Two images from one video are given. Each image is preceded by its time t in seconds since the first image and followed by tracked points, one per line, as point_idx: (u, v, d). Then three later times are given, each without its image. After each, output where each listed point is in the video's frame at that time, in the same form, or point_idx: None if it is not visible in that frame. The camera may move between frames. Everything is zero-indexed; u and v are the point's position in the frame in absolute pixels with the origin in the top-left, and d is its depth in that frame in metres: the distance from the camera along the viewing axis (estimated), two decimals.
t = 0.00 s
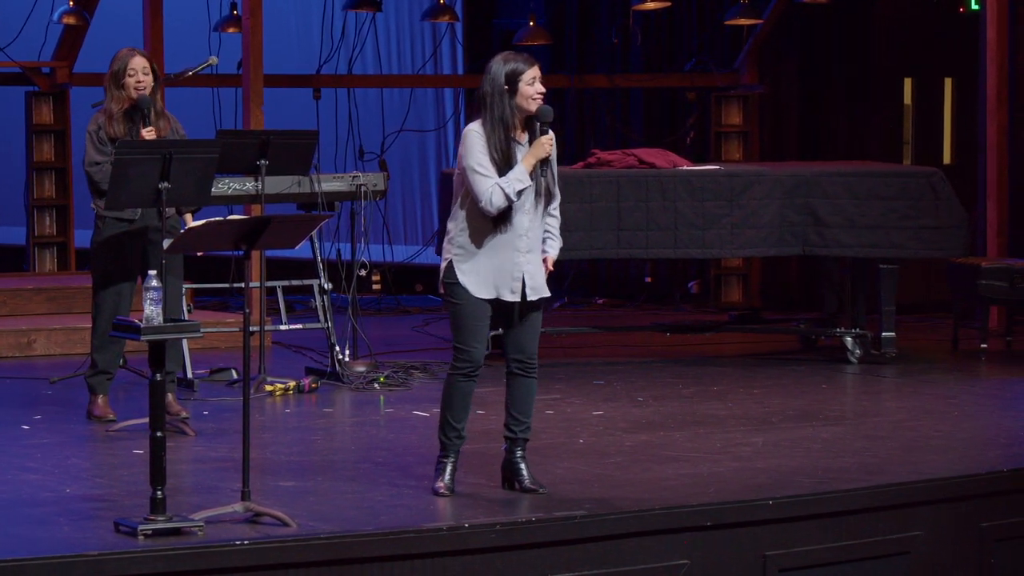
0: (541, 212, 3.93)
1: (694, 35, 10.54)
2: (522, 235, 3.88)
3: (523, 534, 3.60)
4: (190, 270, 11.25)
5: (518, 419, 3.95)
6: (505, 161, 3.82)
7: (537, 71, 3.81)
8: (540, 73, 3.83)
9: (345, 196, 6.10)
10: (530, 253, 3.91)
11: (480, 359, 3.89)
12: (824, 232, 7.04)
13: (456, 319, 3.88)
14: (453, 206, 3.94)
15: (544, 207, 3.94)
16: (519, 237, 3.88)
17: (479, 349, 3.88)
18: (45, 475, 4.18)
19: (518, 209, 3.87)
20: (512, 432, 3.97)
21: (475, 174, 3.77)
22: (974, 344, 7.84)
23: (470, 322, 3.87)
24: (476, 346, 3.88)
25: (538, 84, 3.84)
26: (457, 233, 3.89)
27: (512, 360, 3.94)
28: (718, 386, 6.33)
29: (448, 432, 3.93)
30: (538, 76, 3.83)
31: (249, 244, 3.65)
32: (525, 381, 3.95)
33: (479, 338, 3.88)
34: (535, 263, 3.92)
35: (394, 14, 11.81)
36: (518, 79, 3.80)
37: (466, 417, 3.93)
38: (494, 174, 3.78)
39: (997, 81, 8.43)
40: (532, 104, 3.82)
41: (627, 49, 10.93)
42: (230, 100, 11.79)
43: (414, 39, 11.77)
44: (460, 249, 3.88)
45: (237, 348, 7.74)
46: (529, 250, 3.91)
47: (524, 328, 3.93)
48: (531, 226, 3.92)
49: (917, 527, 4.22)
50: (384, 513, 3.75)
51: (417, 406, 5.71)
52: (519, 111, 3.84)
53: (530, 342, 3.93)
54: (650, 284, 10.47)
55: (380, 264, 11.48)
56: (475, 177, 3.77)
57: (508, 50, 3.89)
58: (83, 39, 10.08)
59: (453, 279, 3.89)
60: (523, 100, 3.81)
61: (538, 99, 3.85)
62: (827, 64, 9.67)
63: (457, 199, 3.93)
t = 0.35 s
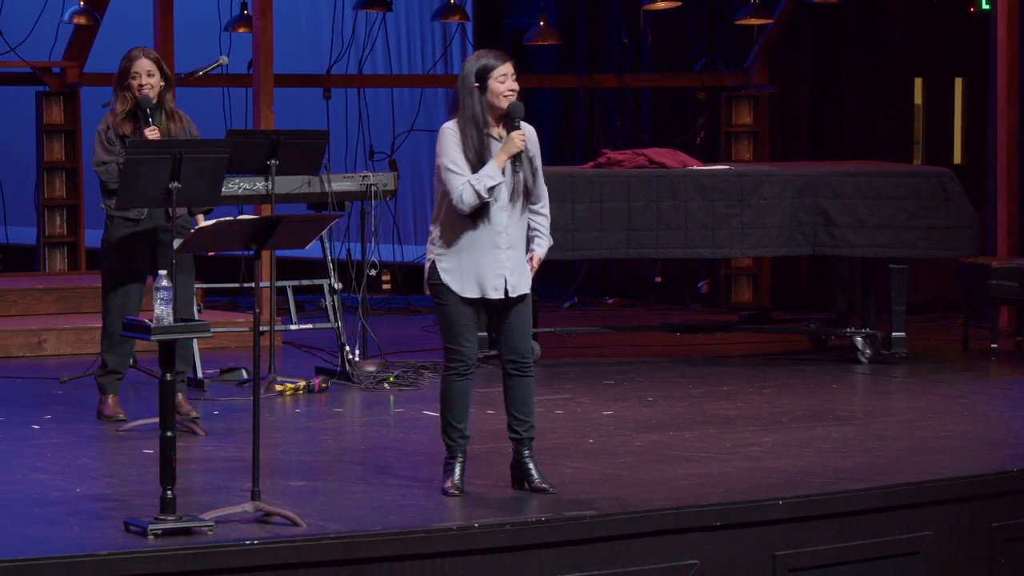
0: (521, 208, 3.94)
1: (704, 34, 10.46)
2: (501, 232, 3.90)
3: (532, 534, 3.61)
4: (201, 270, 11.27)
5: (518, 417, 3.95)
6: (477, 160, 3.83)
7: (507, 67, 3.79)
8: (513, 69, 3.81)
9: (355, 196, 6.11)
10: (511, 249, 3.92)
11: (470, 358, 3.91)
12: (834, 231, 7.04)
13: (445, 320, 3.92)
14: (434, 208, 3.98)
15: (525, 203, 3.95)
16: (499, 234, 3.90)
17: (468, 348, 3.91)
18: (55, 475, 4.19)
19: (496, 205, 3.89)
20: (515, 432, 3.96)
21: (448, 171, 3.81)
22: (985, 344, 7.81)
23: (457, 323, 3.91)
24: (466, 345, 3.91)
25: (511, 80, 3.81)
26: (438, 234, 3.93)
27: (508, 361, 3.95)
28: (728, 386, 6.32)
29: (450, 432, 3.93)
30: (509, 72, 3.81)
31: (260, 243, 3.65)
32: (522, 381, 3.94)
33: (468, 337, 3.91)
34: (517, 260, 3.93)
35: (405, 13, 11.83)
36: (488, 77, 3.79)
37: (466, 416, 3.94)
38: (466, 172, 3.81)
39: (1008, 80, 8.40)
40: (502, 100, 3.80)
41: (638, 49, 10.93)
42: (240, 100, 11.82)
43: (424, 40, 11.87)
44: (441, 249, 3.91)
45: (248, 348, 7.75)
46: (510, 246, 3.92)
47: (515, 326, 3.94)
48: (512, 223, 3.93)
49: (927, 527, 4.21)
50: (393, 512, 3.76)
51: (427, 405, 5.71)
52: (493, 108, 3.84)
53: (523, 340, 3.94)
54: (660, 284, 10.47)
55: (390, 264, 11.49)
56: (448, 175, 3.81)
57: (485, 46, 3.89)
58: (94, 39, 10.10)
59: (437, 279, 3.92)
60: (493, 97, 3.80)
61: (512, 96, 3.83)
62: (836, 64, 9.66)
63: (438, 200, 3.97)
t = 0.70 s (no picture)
0: (508, 207, 3.94)
1: (716, 36, 10.50)
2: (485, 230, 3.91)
3: (544, 534, 3.61)
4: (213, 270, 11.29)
5: (515, 418, 4.01)
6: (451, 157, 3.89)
7: (479, 64, 3.84)
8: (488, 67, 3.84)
9: (368, 195, 6.12)
10: (498, 248, 3.92)
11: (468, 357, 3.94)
12: (846, 231, 7.02)
13: (443, 320, 3.96)
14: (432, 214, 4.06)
15: (515, 202, 3.94)
16: (483, 233, 3.92)
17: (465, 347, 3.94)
18: (68, 475, 4.20)
19: (479, 205, 3.91)
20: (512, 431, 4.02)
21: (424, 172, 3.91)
22: (998, 344, 7.79)
23: (452, 321, 3.95)
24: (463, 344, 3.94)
25: (486, 78, 3.85)
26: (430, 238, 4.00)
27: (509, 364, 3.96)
28: (741, 386, 6.31)
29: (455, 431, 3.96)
30: (484, 69, 3.84)
31: (272, 243, 3.66)
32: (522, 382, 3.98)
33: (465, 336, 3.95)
34: (504, 257, 3.92)
35: (416, 13, 11.83)
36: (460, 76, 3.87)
37: (472, 416, 3.96)
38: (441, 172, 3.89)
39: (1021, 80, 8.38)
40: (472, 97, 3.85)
41: (649, 49, 10.93)
42: (252, 100, 11.85)
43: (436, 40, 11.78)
44: (432, 252, 3.98)
45: (260, 348, 7.77)
46: (497, 245, 3.92)
47: (513, 326, 3.95)
48: (500, 222, 3.94)
49: (940, 527, 4.20)
50: (406, 512, 3.76)
51: (440, 405, 5.71)
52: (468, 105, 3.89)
53: (523, 341, 3.95)
54: (672, 284, 10.46)
55: (402, 264, 11.50)
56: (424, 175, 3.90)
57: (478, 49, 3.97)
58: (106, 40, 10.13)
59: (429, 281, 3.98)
60: (465, 93, 3.86)
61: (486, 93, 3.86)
62: (848, 64, 9.64)
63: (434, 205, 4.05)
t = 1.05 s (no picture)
0: (532, 208, 3.95)
1: (752, 35, 10.47)
2: (510, 232, 3.96)
3: (580, 534, 3.62)
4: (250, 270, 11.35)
5: (544, 418, 4.05)
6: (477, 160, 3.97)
7: (498, 64, 3.90)
8: (507, 67, 3.89)
9: (404, 195, 6.15)
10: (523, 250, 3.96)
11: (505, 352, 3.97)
12: (883, 230, 6.98)
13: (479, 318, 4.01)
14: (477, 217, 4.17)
15: (541, 203, 3.95)
16: (509, 236, 3.97)
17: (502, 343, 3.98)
18: (106, 474, 4.24)
19: (504, 207, 3.96)
20: (539, 432, 4.06)
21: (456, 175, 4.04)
22: None
23: (487, 318, 4.00)
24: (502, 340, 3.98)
25: (505, 78, 3.90)
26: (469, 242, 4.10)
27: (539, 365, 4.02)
28: (777, 386, 6.29)
29: (490, 426, 3.97)
30: (502, 70, 3.90)
31: (309, 242, 3.68)
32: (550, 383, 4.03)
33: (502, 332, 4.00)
34: (530, 259, 3.96)
35: (453, 13, 11.86)
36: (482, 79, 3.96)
37: (506, 412, 3.97)
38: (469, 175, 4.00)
39: None
40: (490, 97, 3.92)
41: (685, 49, 10.90)
42: (289, 100, 11.91)
43: (472, 39, 11.82)
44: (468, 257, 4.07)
45: (296, 347, 7.81)
46: (522, 247, 3.96)
47: (547, 324, 4.02)
48: (527, 224, 3.97)
49: (978, 528, 4.17)
50: (442, 512, 3.77)
51: (475, 405, 5.72)
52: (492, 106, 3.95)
53: (555, 339, 4.02)
54: (707, 284, 10.43)
55: (438, 264, 11.53)
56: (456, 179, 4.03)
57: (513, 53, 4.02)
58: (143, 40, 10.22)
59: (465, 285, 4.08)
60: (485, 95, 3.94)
61: (506, 94, 3.92)
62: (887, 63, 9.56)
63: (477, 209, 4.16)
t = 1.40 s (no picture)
0: (545, 218, 3.97)
1: (773, 35, 10.58)
2: (526, 242, 4.00)
3: (601, 534, 3.62)
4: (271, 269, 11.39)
5: (562, 422, 4.08)
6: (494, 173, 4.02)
7: (511, 77, 3.93)
8: (519, 80, 3.93)
9: (424, 195, 6.17)
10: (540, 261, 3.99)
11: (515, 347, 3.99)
12: (903, 231, 6.95)
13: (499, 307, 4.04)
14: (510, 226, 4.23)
15: (555, 214, 3.98)
16: (525, 246, 4.01)
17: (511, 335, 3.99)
18: (126, 474, 4.26)
19: (520, 219, 4.01)
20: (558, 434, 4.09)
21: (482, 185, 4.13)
22: None
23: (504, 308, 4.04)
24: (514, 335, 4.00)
25: (517, 91, 3.94)
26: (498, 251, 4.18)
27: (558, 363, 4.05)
28: (797, 386, 6.27)
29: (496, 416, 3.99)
30: (514, 83, 3.94)
31: (330, 240, 3.68)
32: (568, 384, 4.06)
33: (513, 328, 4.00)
34: (545, 269, 3.99)
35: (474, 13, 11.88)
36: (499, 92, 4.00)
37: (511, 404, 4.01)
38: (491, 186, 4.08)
39: None
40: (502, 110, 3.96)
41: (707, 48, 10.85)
42: (309, 99, 11.95)
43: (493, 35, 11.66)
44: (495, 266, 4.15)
45: (316, 347, 7.84)
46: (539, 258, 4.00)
47: (567, 328, 4.04)
48: (542, 234, 3.99)
49: (999, 528, 4.16)
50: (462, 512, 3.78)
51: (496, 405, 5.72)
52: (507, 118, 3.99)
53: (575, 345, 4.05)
54: (729, 284, 10.43)
55: (459, 264, 11.55)
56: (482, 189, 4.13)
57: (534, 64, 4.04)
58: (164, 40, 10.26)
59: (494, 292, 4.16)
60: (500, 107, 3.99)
61: (518, 106, 3.95)
62: (908, 62, 9.52)
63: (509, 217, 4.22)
